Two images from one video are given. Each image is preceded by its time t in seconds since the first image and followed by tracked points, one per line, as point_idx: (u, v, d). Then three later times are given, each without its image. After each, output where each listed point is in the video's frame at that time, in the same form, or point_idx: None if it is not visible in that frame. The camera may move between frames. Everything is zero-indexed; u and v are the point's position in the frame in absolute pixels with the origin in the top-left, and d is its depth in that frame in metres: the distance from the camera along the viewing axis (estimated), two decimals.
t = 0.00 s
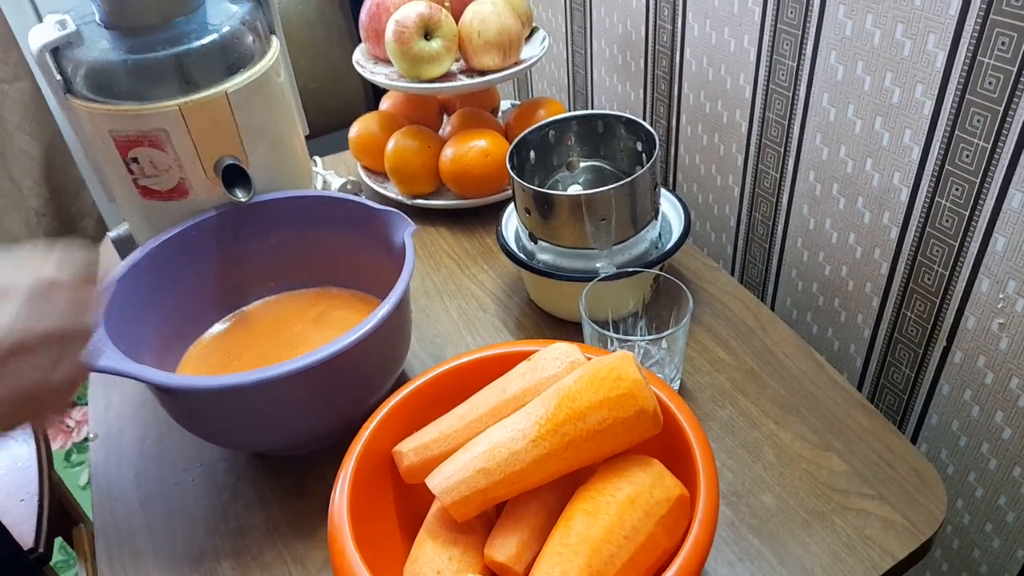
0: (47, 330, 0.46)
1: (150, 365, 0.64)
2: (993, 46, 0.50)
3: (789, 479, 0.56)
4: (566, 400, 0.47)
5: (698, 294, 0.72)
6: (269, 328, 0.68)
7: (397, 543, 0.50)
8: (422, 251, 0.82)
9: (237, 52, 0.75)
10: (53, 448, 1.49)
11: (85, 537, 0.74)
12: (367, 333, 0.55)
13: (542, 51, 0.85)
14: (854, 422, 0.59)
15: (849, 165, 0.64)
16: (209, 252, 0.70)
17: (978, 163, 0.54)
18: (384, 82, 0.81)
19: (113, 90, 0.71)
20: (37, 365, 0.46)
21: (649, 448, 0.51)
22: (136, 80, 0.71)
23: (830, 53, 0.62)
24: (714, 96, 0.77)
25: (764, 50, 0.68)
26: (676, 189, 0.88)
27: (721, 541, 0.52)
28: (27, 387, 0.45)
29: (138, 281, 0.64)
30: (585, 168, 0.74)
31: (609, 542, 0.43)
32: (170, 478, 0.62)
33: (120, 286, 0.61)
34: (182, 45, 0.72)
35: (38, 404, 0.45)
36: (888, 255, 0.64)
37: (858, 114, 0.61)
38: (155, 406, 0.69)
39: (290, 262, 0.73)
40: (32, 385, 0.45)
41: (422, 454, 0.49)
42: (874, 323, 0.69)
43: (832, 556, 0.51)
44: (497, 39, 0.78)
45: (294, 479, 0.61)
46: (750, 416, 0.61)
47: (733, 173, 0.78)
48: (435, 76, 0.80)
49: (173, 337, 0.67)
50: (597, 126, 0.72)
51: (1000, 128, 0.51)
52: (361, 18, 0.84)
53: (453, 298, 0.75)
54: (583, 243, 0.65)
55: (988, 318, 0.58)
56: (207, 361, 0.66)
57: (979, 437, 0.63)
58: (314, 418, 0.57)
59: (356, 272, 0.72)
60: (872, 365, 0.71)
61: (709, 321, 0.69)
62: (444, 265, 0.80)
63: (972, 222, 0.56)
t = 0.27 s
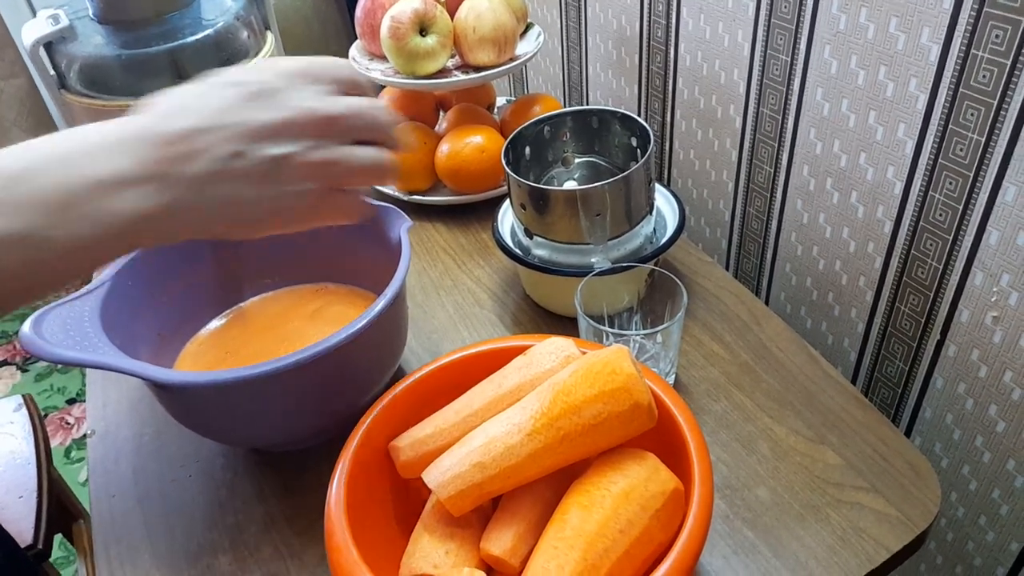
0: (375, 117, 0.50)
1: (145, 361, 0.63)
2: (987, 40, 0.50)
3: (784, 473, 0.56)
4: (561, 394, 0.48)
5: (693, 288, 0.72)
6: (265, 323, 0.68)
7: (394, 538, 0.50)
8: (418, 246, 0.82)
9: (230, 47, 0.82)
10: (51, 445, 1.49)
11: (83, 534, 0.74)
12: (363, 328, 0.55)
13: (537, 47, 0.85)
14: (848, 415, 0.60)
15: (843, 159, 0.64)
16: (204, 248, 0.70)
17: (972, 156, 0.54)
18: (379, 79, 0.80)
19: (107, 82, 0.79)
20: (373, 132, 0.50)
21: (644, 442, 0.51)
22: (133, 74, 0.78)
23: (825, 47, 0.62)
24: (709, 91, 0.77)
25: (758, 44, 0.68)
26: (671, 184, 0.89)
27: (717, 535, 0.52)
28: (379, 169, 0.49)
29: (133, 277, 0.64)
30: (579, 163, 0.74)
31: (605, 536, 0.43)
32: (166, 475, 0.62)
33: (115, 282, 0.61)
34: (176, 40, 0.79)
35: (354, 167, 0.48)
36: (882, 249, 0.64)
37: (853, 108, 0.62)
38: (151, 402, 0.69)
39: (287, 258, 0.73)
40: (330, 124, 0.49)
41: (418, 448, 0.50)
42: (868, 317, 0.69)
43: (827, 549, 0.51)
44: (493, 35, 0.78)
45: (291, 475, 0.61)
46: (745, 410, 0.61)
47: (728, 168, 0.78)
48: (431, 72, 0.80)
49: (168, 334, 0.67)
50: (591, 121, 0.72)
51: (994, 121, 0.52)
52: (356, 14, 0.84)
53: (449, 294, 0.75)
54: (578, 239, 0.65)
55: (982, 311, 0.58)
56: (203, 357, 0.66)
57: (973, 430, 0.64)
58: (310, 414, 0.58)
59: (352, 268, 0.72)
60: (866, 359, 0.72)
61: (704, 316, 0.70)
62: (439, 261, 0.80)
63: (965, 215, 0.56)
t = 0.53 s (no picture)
0: (537, 172, 0.57)
1: (136, 366, 0.63)
2: (983, 40, 0.50)
3: (780, 477, 0.55)
4: (556, 399, 0.47)
5: (689, 291, 0.72)
6: (258, 327, 0.68)
7: (387, 545, 0.49)
8: (412, 249, 0.82)
9: (222, 48, 0.81)
10: (43, 450, 1.48)
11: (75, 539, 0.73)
12: (355, 333, 0.54)
13: (532, 48, 0.85)
14: (845, 419, 0.59)
15: (840, 161, 0.64)
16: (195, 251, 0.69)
17: (968, 158, 0.54)
18: (373, 79, 0.80)
19: (98, 84, 0.78)
20: (522, 175, 0.56)
21: (639, 447, 0.50)
22: (125, 75, 0.78)
23: (820, 48, 0.61)
24: (704, 92, 0.76)
25: (754, 45, 0.68)
26: (667, 186, 0.88)
27: (713, 541, 0.52)
28: (508, 202, 0.54)
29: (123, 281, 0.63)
30: (575, 165, 0.73)
31: (600, 543, 0.43)
32: (157, 481, 0.61)
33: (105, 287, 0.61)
34: (167, 42, 0.78)
35: (490, 199, 0.54)
36: (879, 251, 0.64)
37: (849, 109, 0.61)
38: (142, 407, 0.68)
39: (280, 261, 0.72)
40: (482, 160, 0.55)
41: (411, 454, 0.49)
42: (865, 320, 0.69)
43: (824, 554, 0.50)
44: (486, 35, 0.77)
45: (283, 480, 0.60)
46: (741, 414, 0.60)
47: (723, 170, 0.78)
48: (424, 73, 0.80)
49: (158, 338, 0.66)
50: (586, 122, 0.72)
51: (990, 122, 0.51)
52: (348, 14, 0.83)
53: (443, 297, 0.75)
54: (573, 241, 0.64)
55: (979, 314, 0.58)
56: (195, 361, 0.66)
57: (970, 433, 0.63)
58: (303, 419, 0.57)
59: (345, 271, 0.71)
60: (863, 362, 0.71)
61: (700, 319, 0.69)
62: (434, 264, 0.79)
63: (962, 217, 0.56)
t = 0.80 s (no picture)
0: (565, 198, 0.59)
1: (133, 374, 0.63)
2: (972, 54, 0.50)
3: (773, 485, 0.56)
4: (550, 407, 0.47)
5: (683, 300, 0.73)
6: (255, 336, 0.68)
7: (383, 552, 0.50)
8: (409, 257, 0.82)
9: (221, 58, 0.82)
10: (41, 455, 1.48)
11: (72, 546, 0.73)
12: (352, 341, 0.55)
13: (528, 58, 0.86)
14: (838, 427, 0.60)
15: (832, 171, 0.65)
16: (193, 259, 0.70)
17: (958, 169, 0.54)
18: (371, 89, 0.80)
19: (95, 93, 0.78)
20: (552, 200, 0.59)
21: (633, 454, 0.51)
22: (124, 85, 0.78)
23: (813, 60, 0.62)
24: (699, 102, 0.77)
25: (748, 56, 0.69)
26: (661, 195, 0.89)
27: (707, 548, 0.52)
28: (542, 226, 0.58)
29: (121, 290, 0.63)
30: (570, 173, 0.74)
31: (593, 550, 0.43)
32: (154, 487, 0.62)
33: (104, 295, 0.61)
34: (166, 52, 0.79)
35: (526, 223, 0.57)
36: (871, 260, 0.65)
37: (841, 120, 0.62)
38: (140, 414, 0.68)
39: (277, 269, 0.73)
40: (517, 186, 0.58)
41: (407, 462, 0.49)
42: (858, 328, 0.69)
43: (817, 561, 0.51)
44: (483, 46, 0.78)
45: (280, 487, 0.61)
46: (735, 421, 0.61)
47: (718, 179, 0.79)
48: (422, 83, 0.80)
49: (156, 346, 0.67)
50: (581, 132, 0.72)
51: (980, 134, 0.52)
52: (347, 25, 0.84)
53: (440, 305, 0.75)
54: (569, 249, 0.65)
55: (970, 323, 0.59)
56: (193, 369, 0.66)
57: (962, 441, 0.64)
58: (299, 426, 0.57)
59: (342, 279, 0.71)
60: (856, 370, 0.72)
61: (694, 327, 0.70)
62: (431, 272, 0.80)
63: (953, 227, 0.57)
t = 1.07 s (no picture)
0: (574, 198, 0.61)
1: (127, 373, 0.63)
2: (968, 51, 0.50)
3: (770, 484, 0.55)
4: (545, 407, 0.47)
5: (681, 298, 0.72)
6: (250, 334, 0.67)
7: (377, 553, 0.49)
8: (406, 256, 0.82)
9: (217, 55, 0.81)
10: (35, 456, 1.48)
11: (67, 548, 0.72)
12: (347, 340, 0.54)
13: (525, 56, 0.85)
14: (836, 426, 0.59)
15: (829, 170, 0.64)
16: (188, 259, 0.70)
17: (956, 167, 0.54)
18: (367, 87, 0.80)
19: (90, 91, 0.77)
20: (561, 200, 0.61)
21: (629, 454, 0.51)
22: (120, 83, 0.77)
23: (810, 58, 0.62)
24: (696, 100, 0.77)
25: (744, 54, 0.68)
26: (659, 194, 0.88)
27: (704, 548, 0.52)
28: (553, 227, 0.60)
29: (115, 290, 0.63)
30: (563, 168, 0.73)
31: (589, 550, 0.43)
32: (148, 487, 0.61)
33: (97, 295, 0.61)
34: (162, 49, 0.78)
35: (536, 225, 0.59)
36: (868, 259, 0.64)
37: (838, 118, 0.61)
38: (133, 413, 0.68)
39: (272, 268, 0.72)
40: (526, 190, 0.60)
41: (402, 462, 0.49)
42: (856, 327, 0.69)
43: (814, 561, 0.50)
44: (480, 44, 0.78)
45: (274, 487, 0.60)
46: (732, 421, 0.60)
47: (715, 178, 0.78)
48: (418, 81, 0.80)
49: (149, 346, 0.66)
50: (573, 126, 0.72)
51: (977, 131, 0.52)
52: (343, 22, 0.83)
53: (436, 304, 0.75)
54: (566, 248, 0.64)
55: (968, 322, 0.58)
56: (187, 368, 0.66)
57: (960, 440, 0.63)
58: (294, 427, 0.57)
59: (338, 279, 0.71)
60: (854, 369, 0.71)
61: (692, 326, 0.69)
62: (427, 270, 0.79)
63: (951, 225, 0.56)
